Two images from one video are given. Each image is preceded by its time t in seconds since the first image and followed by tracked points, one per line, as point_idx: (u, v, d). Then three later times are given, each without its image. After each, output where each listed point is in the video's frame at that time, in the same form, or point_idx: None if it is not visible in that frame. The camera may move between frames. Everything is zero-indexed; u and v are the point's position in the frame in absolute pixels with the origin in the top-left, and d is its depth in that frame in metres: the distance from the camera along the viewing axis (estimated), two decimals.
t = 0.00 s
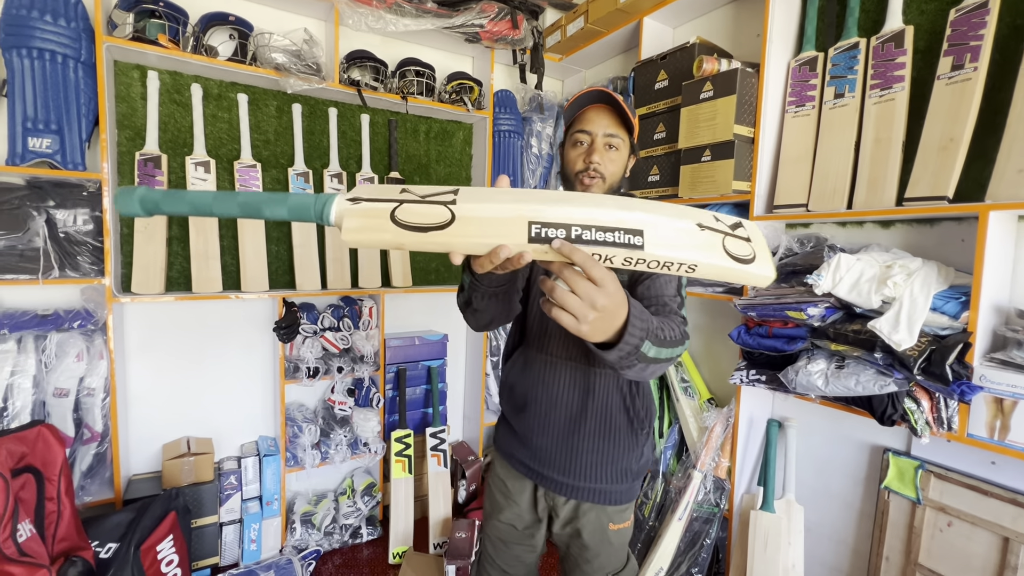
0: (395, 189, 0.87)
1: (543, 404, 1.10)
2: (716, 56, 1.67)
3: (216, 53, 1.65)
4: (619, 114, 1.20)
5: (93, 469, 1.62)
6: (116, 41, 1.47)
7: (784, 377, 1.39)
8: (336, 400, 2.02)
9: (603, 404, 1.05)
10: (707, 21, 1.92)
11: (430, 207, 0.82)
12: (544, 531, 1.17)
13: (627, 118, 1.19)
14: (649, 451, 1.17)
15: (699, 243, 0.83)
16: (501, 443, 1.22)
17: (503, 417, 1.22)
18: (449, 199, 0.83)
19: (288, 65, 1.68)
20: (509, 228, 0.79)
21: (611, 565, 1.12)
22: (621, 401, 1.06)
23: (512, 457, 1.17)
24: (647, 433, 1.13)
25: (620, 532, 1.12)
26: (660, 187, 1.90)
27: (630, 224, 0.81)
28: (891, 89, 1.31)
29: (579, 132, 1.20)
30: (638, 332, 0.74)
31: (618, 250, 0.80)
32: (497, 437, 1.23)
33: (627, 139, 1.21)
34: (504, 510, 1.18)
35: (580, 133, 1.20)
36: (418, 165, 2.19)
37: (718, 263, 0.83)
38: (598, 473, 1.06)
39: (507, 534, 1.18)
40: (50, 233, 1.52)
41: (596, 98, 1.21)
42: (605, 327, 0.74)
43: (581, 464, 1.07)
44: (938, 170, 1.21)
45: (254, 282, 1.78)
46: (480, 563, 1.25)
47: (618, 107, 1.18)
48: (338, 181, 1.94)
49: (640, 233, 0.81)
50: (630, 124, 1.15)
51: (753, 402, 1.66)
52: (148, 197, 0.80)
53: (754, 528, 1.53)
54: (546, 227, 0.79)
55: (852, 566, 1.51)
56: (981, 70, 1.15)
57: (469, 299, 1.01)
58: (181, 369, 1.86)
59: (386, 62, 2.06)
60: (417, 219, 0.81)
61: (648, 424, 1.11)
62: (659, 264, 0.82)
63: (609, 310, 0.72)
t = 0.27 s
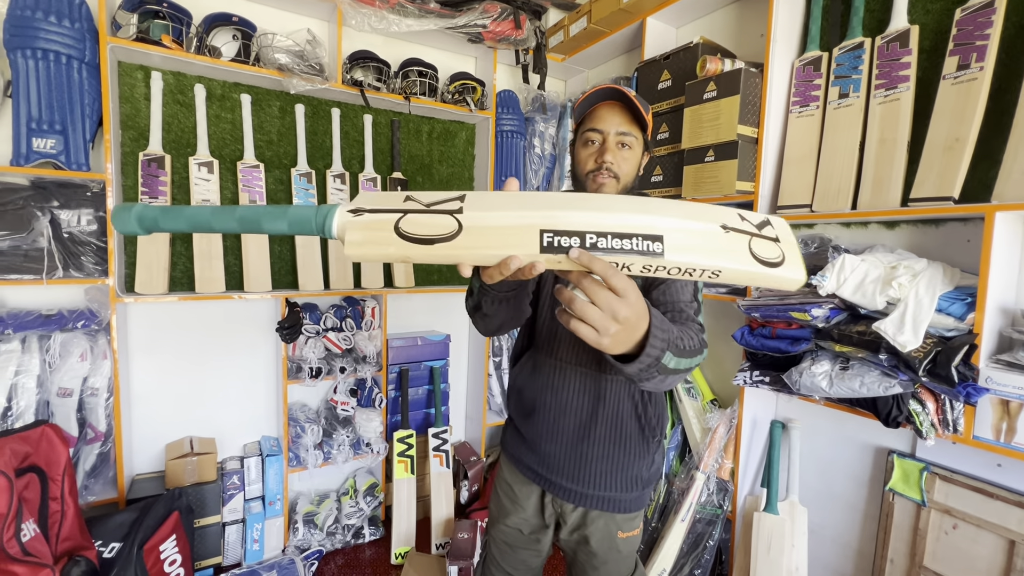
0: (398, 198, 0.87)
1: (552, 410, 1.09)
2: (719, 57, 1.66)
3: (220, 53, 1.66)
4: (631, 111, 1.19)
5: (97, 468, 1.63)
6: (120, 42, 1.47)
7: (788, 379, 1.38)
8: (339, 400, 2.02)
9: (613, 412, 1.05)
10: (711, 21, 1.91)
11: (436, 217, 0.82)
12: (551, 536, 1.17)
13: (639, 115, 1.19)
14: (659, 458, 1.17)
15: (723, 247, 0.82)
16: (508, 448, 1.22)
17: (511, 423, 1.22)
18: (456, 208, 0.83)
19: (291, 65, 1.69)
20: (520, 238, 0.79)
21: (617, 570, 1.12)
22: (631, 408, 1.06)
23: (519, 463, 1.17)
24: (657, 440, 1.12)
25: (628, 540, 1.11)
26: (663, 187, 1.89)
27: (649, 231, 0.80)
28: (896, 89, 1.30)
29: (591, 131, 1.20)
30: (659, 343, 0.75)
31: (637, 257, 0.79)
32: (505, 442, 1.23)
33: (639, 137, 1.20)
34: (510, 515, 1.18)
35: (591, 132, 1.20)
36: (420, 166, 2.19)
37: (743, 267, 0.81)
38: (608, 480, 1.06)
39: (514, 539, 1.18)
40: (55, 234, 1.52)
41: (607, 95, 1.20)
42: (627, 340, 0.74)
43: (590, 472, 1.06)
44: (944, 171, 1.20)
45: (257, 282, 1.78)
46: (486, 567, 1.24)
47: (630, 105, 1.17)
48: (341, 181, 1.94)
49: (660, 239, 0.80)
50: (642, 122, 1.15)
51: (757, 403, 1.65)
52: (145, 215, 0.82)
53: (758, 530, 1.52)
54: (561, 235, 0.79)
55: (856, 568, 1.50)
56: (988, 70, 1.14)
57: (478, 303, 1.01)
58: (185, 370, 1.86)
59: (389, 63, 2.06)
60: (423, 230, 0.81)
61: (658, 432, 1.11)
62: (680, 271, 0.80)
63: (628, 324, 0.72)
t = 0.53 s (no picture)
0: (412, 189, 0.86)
1: (555, 413, 1.09)
2: (720, 56, 1.66)
3: (221, 53, 1.66)
4: (634, 111, 1.18)
5: (97, 468, 1.63)
6: (122, 41, 1.48)
7: (789, 379, 1.38)
8: (339, 400, 2.02)
9: (617, 415, 1.05)
10: (712, 21, 1.91)
11: (452, 213, 0.82)
12: (552, 538, 1.17)
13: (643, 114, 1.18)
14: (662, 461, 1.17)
15: (744, 264, 0.82)
16: (510, 450, 1.21)
17: (513, 425, 1.22)
18: (472, 204, 0.83)
19: (292, 65, 1.69)
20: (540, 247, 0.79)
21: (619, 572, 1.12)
22: (635, 412, 1.05)
23: (521, 465, 1.17)
24: (660, 443, 1.12)
25: (631, 542, 1.11)
26: (664, 187, 1.89)
27: (669, 239, 0.80)
28: (897, 89, 1.30)
29: (594, 132, 1.19)
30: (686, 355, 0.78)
31: (656, 267, 0.79)
32: (507, 443, 1.23)
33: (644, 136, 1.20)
34: (512, 516, 1.18)
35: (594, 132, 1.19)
36: (421, 166, 2.19)
37: (762, 285, 0.82)
38: (611, 483, 1.06)
39: (515, 541, 1.18)
40: (56, 233, 1.52)
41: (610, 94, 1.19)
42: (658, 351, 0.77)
43: (593, 474, 1.06)
44: (945, 170, 1.20)
45: (258, 281, 1.78)
46: (487, 569, 1.24)
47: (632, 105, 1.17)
48: (341, 181, 1.94)
49: (681, 250, 0.80)
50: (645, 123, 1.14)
51: (758, 404, 1.65)
52: (144, 187, 0.80)
53: (758, 531, 1.52)
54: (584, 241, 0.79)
55: (857, 569, 1.50)
56: (989, 70, 1.14)
57: (486, 301, 1.00)
58: (186, 370, 1.87)
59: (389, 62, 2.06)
60: (438, 225, 0.81)
61: (662, 435, 1.11)
62: (698, 283, 0.81)
63: (657, 336, 0.74)
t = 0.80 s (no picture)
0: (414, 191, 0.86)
1: (555, 413, 1.10)
2: (718, 58, 1.66)
3: (220, 54, 1.66)
4: (633, 112, 1.19)
5: (96, 468, 1.63)
6: (121, 42, 1.48)
7: (786, 380, 1.38)
8: (338, 401, 2.02)
9: (616, 415, 1.05)
10: (710, 22, 1.92)
11: (453, 216, 0.83)
12: (550, 538, 1.17)
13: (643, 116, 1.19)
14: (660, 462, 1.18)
15: (748, 266, 0.83)
16: (508, 450, 1.22)
17: (511, 425, 1.22)
18: (473, 206, 0.84)
19: (291, 66, 1.69)
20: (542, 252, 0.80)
21: (617, 572, 1.12)
22: (634, 413, 1.06)
23: (519, 465, 1.17)
24: (658, 444, 1.12)
25: (628, 542, 1.11)
26: (663, 188, 1.90)
27: (673, 242, 0.81)
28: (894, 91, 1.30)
29: (594, 134, 1.20)
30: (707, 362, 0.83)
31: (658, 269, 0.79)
32: (505, 444, 1.23)
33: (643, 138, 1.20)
34: (510, 516, 1.18)
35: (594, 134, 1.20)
36: (420, 166, 2.20)
37: (766, 287, 0.82)
38: (610, 484, 1.06)
39: (513, 541, 1.18)
40: (54, 233, 1.52)
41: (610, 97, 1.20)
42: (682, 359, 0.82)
43: (592, 474, 1.06)
44: (942, 172, 1.21)
45: (257, 282, 1.79)
46: (485, 569, 1.24)
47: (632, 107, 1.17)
48: (340, 182, 1.94)
49: (683, 252, 0.80)
50: (644, 125, 1.15)
51: (756, 404, 1.65)
52: (144, 190, 0.80)
53: (756, 531, 1.53)
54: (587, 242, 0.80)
55: (855, 569, 1.50)
56: (985, 72, 1.15)
57: (486, 302, 1.00)
58: (185, 370, 1.87)
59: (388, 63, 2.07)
60: (440, 228, 0.81)
61: (660, 436, 1.11)
62: (701, 285, 0.81)
63: (688, 346, 0.78)
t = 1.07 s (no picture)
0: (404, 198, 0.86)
1: (549, 413, 1.10)
2: (712, 60, 1.67)
3: (216, 55, 1.66)
4: (626, 114, 1.19)
5: (89, 469, 1.62)
6: (116, 43, 1.48)
7: (780, 381, 1.39)
8: (334, 402, 2.03)
9: (610, 415, 1.06)
10: (705, 25, 1.93)
11: (444, 222, 0.83)
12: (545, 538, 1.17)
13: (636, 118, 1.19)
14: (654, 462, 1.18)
15: (737, 267, 0.83)
16: (503, 451, 1.22)
17: (506, 425, 1.22)
18: (464, 212, 0.84)
19: (287, 67, 1.70)
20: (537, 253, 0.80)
21: (612, 572, 1.12)
22: (628, 412, 1.06)
23: (514, 465, 1.17)
24: (652, 444, 1.13)
25: (623, 542, 1.12)
26: (658, 189, 1.90)
27: (662, 246, 0.81)
28: (886, 94, 1.32)
29: (587, 136, 1.20)
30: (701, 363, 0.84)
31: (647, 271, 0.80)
32: (500, 444, 1.24)
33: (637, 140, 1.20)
34: (505, 517, 1.18)
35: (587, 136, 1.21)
36: (416, 168, 2.20)
37: (755, 287, 0.82)
38: (604, 483, 1.06)
39: (508, 542, 1.18)
40: (49, 234, 1.52)
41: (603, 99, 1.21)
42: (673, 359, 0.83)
43: (586, 474, 1.07)
44: (933, 174, 1.22)
45: (252, 283, 1.79)
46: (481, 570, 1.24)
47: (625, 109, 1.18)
48: (336, 183, 1.95)
49: (671, 254, 0.81)
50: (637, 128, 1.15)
51: (750, 405, 1.66)
52: (137, 202, 0.80)
53: (750, 531, 1.53)
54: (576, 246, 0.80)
55: (848, 569, 1.51)
56: (975, 76, 1.16)
57: (480, 304, 1.00)
58: (179, 372, 1.86)
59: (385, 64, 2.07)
60: (431, 235, 0.82)
61: (654, 436, 1.12)
62: (690, 286, 0.82)
63: (680, 349, 0.79)
